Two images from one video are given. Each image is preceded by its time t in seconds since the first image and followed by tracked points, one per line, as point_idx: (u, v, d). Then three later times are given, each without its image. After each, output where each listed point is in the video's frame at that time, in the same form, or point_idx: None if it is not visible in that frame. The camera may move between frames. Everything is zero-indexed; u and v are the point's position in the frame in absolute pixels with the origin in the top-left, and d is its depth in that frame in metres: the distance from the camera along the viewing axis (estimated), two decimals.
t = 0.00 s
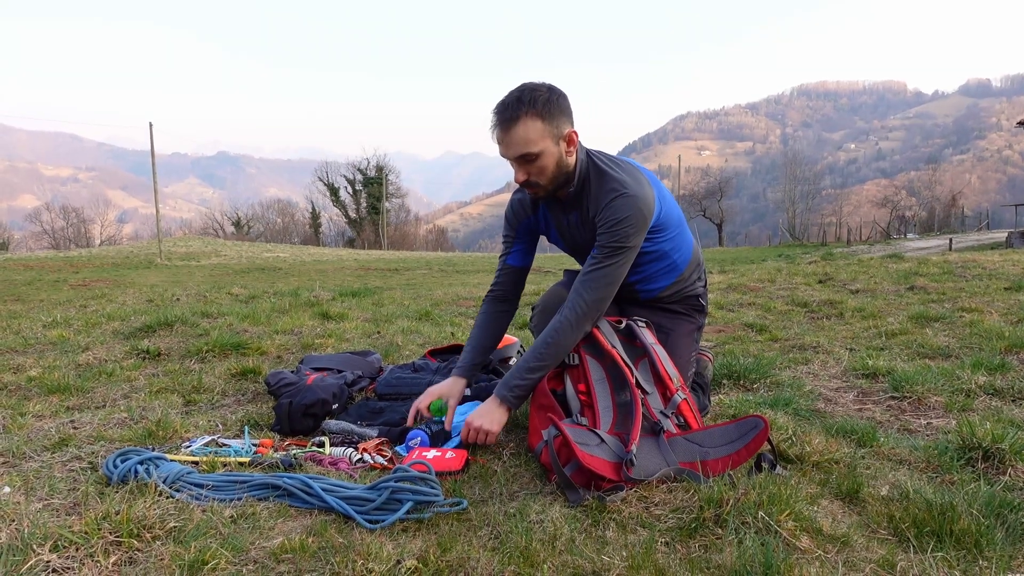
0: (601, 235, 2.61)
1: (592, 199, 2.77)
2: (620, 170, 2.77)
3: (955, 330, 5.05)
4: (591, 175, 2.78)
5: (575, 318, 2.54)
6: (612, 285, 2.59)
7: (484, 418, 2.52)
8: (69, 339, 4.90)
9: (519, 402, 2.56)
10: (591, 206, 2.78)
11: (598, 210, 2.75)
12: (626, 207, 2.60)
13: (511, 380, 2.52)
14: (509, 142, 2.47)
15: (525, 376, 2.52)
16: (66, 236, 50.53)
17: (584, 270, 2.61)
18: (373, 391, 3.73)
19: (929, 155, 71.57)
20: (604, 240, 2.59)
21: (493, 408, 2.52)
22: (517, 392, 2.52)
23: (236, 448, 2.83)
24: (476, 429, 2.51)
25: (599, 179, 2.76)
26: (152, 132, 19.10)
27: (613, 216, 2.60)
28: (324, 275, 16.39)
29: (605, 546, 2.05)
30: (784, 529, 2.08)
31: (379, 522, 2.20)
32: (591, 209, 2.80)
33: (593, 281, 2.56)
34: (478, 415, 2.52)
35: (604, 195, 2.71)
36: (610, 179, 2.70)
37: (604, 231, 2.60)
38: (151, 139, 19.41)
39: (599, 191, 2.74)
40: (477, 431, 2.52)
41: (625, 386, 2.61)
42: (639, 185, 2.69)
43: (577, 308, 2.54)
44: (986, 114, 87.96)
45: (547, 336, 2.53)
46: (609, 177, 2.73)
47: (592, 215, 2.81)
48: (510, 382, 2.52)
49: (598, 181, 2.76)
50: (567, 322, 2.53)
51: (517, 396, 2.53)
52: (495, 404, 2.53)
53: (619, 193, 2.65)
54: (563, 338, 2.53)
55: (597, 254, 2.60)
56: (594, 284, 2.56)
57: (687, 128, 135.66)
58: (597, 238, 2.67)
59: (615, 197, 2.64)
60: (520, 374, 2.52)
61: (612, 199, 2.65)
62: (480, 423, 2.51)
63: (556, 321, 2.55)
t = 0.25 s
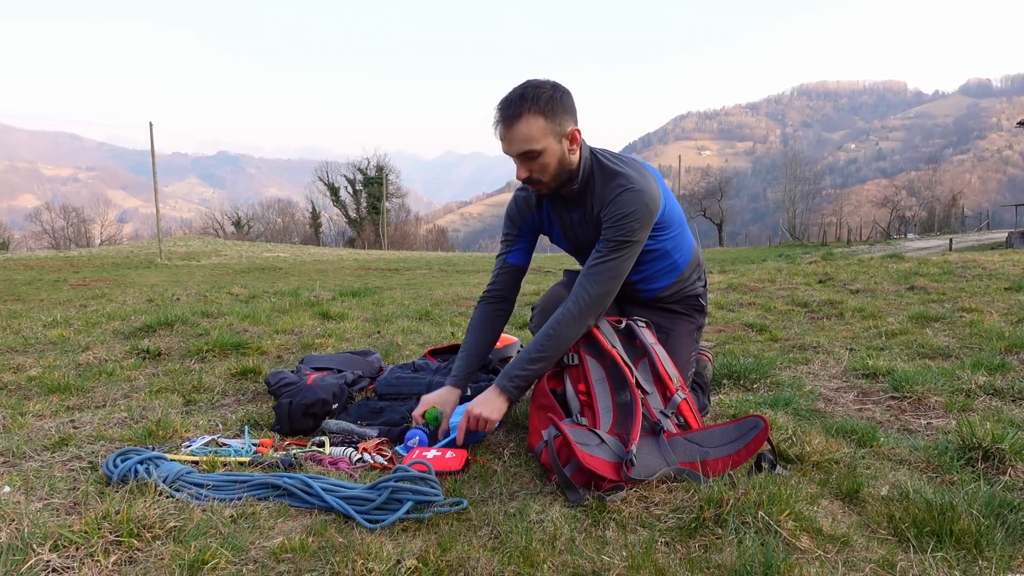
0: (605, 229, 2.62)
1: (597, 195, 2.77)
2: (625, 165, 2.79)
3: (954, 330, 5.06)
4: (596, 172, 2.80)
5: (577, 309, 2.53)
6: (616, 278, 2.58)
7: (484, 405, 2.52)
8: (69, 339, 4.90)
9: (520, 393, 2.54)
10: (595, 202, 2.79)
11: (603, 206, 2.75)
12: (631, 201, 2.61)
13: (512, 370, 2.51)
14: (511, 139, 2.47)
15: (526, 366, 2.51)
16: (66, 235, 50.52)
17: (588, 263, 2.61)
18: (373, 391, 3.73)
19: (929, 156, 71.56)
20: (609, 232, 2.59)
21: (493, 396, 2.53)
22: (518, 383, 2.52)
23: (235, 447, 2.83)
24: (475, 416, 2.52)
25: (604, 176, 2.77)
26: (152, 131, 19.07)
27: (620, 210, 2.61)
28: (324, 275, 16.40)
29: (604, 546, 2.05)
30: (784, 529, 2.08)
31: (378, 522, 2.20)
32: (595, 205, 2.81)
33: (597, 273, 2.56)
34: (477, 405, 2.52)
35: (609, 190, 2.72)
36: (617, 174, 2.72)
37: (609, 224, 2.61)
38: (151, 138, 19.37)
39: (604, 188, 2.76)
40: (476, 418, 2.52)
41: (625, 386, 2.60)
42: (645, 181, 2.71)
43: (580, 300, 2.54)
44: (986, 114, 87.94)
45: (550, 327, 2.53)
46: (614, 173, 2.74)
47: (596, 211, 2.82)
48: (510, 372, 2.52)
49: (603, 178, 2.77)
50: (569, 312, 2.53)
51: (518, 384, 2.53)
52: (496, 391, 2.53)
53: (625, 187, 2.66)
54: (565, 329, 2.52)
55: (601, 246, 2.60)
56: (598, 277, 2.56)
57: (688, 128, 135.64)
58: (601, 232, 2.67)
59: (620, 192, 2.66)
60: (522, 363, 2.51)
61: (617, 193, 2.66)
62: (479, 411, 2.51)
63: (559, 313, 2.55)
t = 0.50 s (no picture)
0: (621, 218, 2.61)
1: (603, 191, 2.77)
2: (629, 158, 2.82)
3: (955, 330, 5.05)
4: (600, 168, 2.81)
5: (615, 305, 2.49)
6: (643, 266, 2.56)
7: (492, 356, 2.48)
8: (70, 339, 4.90)
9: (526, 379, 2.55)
10: (602, 198, 2.78)
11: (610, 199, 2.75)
12: (641, 190, 2.63)
13: (532, 335, 2.50)
14: (508, 142, 2.48)
15: (547, 337, 2.49)
16: (66, 235, 50.52)
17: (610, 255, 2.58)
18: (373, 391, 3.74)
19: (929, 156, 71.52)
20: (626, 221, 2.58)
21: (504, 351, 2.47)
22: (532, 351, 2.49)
23: (236, 447, 2.83)
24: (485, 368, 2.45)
25: (608, 173, 2.79)
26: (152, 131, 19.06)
27: (632, 198, 2.62)
28: (324, 275, 16.38)
29: (605, 546, 2.05)
30: (784, 529, 2.08)
31: (379, 522, 2.20)
32: (601, 201, 2.80)
33: (622, 262, 2.53)
34: (486, 355, 2.47)
35: (616, 183, 2.73)
36: (621, 167, 2.75)
37: (624, 213, 2.60)
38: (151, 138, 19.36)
39: (610, 182, 2.77)
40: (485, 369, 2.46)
41: (624, 386, 2.60)
42: (650, 171, 2.74)
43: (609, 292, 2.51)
44: (987, 114, 87.93)
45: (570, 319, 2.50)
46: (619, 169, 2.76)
47: (602, 208, 2.81)
48: (530, 335, 2.50)
49: (607, 172, 2.79)
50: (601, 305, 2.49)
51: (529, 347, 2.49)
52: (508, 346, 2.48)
53: (632, 178, 2.68)
54: (593, 322, 2.49)
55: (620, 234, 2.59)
56: (625, 265, 2.53)
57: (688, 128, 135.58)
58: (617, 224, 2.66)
59: (627, 182, 2.67)
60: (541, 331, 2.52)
61: (625, 185, 2.67)
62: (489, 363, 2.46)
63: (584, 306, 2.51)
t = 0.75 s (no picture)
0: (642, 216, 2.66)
1: (607, 184, 2.78)
2: (631, 154, 2.86)
3: (955, 330, 5.05)
4: (599, 164, 2.83)
5: (676, 292, 2.53)
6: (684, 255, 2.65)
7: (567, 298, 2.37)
8: (70, 339, 4.90)
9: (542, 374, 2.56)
10: (607, 194, 2.80)
11: (617, 195, 2.77)
12: (656, 183, 2.68)
13: (614, 299, 2.43)
14: (506, 141, 2.49)
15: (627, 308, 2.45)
16: (67, 235, 50.53)
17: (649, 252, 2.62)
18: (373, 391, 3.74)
19: (929, 156, 71.51)
20: (653, 217, 2.63)
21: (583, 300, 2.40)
22: (607, 315, 2.44)
23: (236, 448, 2.83)
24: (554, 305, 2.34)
25: (608, 169, 2.81)
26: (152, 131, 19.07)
27: (649, 193, 2.66)
28: (324, 275, 16.38)
29: (605, 547, 2.05)
30: (785, 529, 2.08)
31: (379, 522, 2.20)
32: (606, 198, 2.81)
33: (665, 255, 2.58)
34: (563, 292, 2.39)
35: (622, 177, 2.76)
36: (624, 163, 2.78)
37: (646, 208, 2.65)
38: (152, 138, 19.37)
39: (616, 178, 2.79)
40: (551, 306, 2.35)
41: (623, 386, 2.60)
42: (653, 162, 2.80)
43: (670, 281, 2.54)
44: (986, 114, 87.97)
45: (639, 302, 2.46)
46: (619, 166, 2.80)
47: (607, 204, 2.82)
48: (614, 300, 2.43)
49: (610, 169, 2.81)
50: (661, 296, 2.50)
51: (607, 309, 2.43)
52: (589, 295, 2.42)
53: (640, 172, 2.73)
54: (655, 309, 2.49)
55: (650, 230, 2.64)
56: (669, 258, 2.58)
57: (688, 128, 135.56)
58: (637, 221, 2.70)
59: (636, 177, 2.71)
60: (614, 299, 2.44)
61: (634, 179, 2.70)
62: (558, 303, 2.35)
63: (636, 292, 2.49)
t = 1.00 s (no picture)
0: (652, 217, 2.74)
1: (612, 186, 2.82)
2: (633, 156, 2.92)
3: (955, 330, 5.05)
4: (601, 166, 2.86)
5: (693, 289, 2.66)
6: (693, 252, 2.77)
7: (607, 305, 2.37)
8: (69, 339, 4.89)
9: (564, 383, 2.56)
10: (613, 195, 2.83)
11: (624, 196, 2.82)
12: (664, 184, 2.76)
13: (648, 305, 2.44)
14: (508, 147, 2.48)
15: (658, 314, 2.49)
16: (66, 236, 50.52)
17: (662, 251, 2.70)
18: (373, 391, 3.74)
19: (929, 156, 71.52)
20: (665, 217, 2.71)
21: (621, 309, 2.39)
22: (640, 324, 2.45)
23: (236, 448, 2.83)
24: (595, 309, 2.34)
25: (612, 170, 2.85)
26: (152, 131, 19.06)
27: (658, 193, 2.73)
28: (324, 275, 16.37)
29: (605, 547, 2.05)
30: (785, 529, 2.08)
31: (379, 522, 2.20)
32: (611, 199, 2.85)
33: (679, 254, 2.68)
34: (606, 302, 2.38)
35: (628, 179, 2.81)
36: (630, 165, 2.84)
37: (657, 209, 2.72)
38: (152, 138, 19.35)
39: (621, 179, 2.83)
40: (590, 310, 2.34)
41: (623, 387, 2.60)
42: (655, 163, 2.88)
43: (686, 279, 2.67)
44: (986, 114, 88.01)
45: (668, 300, 2.53)
46: (623, 167, 2.85)
47: (613, 206, 2.86)
48: (647, 305, 2.44)
49: (614, 171, 2.86)
50: (682, 293, 2.59)
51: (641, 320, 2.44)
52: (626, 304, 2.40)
53: (645, 173, 2.79)
54: (680, 308, 2.57)
55: (662, 230, 2.71)
56: (682, 257, 2.68)
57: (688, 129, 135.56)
58: (646, 222, 2.76)
59: (642, 178, 2.77)
60: (649, 304, 2.46)
61: (640, 180, 2.76)
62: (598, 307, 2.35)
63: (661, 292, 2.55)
